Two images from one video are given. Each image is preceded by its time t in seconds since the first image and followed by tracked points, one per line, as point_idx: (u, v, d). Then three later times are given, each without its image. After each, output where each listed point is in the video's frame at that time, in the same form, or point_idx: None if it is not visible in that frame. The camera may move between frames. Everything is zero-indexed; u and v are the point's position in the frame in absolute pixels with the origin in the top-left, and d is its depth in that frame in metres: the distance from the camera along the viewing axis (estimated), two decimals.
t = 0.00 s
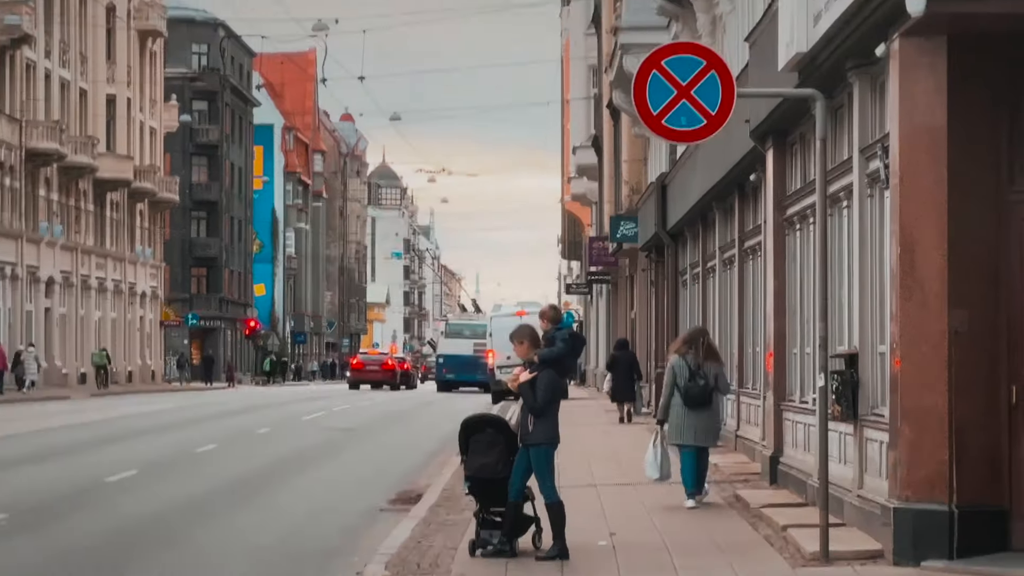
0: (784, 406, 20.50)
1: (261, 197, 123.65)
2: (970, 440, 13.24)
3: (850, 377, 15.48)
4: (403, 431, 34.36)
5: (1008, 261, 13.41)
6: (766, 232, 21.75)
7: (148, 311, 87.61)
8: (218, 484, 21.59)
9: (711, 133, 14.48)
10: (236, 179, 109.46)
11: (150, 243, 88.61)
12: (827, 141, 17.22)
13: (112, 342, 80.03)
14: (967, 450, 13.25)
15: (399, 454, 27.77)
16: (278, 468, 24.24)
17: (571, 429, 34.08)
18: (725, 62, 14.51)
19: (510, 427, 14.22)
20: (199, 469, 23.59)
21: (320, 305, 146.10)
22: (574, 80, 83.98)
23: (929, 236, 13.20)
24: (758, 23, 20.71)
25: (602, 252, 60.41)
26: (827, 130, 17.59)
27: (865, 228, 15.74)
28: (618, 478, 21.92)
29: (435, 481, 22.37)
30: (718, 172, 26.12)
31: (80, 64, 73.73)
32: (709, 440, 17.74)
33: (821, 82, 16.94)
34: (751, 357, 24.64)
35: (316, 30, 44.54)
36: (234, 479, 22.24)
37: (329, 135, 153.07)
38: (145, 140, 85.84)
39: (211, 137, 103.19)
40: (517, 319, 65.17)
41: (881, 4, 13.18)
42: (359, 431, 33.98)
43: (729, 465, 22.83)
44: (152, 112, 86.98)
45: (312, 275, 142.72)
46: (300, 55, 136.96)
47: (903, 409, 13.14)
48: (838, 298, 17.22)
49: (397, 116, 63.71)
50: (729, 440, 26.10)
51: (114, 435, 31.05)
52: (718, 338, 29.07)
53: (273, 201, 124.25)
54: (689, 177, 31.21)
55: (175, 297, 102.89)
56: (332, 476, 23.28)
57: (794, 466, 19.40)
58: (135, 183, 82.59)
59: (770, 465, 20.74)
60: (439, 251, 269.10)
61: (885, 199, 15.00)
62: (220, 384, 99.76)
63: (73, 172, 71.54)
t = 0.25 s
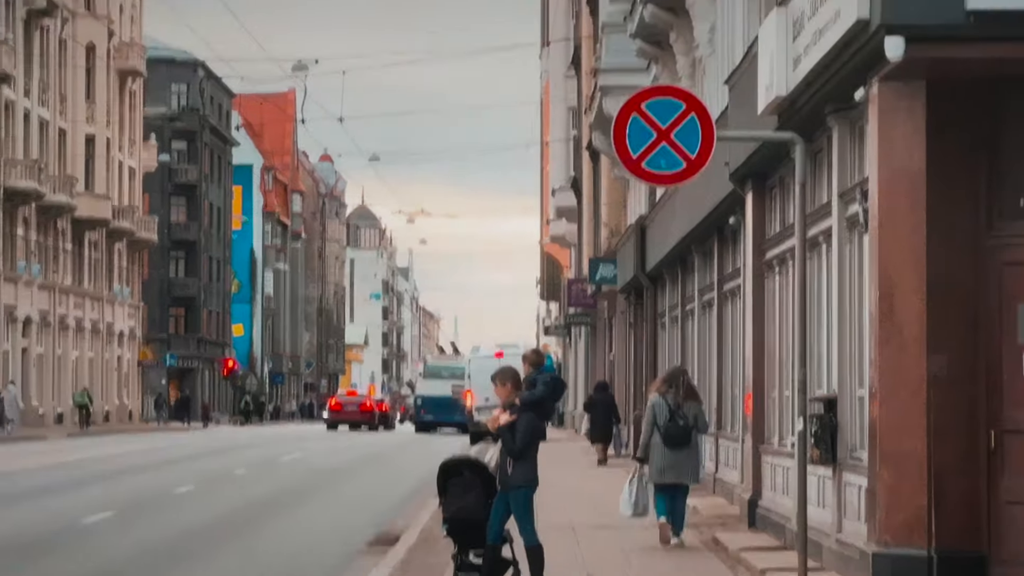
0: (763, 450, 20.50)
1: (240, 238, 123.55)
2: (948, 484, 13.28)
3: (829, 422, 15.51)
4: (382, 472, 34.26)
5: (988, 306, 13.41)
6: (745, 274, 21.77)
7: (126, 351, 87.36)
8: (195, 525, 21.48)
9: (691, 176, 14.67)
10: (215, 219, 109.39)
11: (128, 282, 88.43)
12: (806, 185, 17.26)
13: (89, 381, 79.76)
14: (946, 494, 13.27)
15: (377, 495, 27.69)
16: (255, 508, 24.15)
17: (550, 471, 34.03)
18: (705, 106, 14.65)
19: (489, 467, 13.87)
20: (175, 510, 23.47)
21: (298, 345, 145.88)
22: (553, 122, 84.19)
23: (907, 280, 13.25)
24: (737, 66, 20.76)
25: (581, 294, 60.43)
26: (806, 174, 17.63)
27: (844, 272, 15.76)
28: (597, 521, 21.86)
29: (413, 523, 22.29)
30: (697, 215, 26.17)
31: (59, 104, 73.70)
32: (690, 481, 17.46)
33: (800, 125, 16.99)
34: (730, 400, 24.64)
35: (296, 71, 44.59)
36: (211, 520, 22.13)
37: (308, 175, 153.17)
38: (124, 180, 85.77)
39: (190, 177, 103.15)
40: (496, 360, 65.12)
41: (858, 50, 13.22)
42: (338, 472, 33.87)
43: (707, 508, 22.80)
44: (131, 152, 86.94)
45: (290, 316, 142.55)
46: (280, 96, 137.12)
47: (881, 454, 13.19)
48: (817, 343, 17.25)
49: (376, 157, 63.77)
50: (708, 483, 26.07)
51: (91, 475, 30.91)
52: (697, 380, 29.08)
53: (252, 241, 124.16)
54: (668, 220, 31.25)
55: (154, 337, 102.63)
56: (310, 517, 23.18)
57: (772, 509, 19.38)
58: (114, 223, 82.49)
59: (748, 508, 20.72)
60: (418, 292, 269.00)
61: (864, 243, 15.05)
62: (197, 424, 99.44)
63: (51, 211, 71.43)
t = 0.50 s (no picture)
0: (733, 494, 20.49)
1: (212, 278, 123.30)
2: (918, 531, 13.50)
3: (800, 467, 15.54)
4: (352, 515, 34.12)
5: (958, 352, 13.52)
6: (716, 319, 21.81)
7: (96, 392, 86.93)
8: (163, 568, 21.32)
9: (664, 222, 14.82)
10: (187, 260, 109.16)
11: (99, 323, 88.08)
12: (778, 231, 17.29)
13: (59, 422, 79.34)
14: (916, 541, 13.50)
15: (348, 538, 27.55)
16: (225, 551, 23.99)
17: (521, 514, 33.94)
18: (678, 152, 14.81)
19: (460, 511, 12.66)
20: (144, 552, 23.31)
21: (270, 387, 145.47)
22: (526, 165, 84.35)
23: (878, 327, 13.17)
24: (710, 112, 20.84)
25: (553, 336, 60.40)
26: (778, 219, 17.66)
27: (815, 318, 15.80)
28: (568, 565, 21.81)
29: (383, 567, 22.18)
30: (669, 259, 26.20)
31: (31, 144, 73.51)
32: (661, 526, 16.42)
33: (772, 171, 17.03)
34: (701, 444, 24.65)
35: (269, 113, 44.57)
36: (179, 563, 21.98)
37: (281, 217, 153.05)
38: (96, 220, 85.53)
39: (162, 217, 102.95)
40: (468, 403, 65.01)
41: (830, 96, 13.25)
42: (308, 514, 33.73)
43: (678, 552, 22.76)
44: (103, 192, 86.74)
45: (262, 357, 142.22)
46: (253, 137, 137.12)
47: (851, 500, 13.08)
48: (788, 388, 17.28)
49: (349, 199, 63.68)
50: (678, 527, 26.06)
51: (59, 517, 30.69)
52: (668, 424, 29.07)
53: (224, 282, 123.90)
54: (640, 263, 31.32)
55: (124, 377, 102.13)
56: (279, 560, 23.04)
57: (743, 554, 19.37)
58: (85, 263, 82.22)
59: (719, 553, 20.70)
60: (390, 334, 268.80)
61: (836, 289, 15.08)
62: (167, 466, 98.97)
63: (22, 252, 71.19)
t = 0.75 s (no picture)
0: (690, 529, 20.48)
1: (170, 309, 122.75)
2: (873, 568, 13.61)
3: (757, 502, 15.60)
4: (308, 547, 33.95)
5: (914, 389, 13.58)
6: (675, 354, 21.80)
7: (52, 423, 86.33)
8: None
9: (622, 256, 15.18)
10: (145, 291, 108.68)
11: (55, 354, 87.53)
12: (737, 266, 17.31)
13: (14, 453, 78.75)
14: None
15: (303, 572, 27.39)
16: None
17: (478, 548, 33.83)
18: (637, 187, 15.19)
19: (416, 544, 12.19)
20: None
21: (228, 418, 144.82)
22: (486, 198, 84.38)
23: (835, 364, 13.21)
24: (670, 147, 20.87)
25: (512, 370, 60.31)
26: (737, 255, 17.68)
27: (773, 353, 15.80)
28: None
29: None
30: (628, 293, 26.19)
31: None
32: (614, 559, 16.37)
33: (731, 206, 17.04)
34: (659, 479, 24.64)
35: (229, 144, 44.44)
36: None
37: (240, 248, 152.62)
38: (53, 250, 85.07)
39: (120, 248, 102.49)
40: (426, 436, 64.81)
41: (790, 132, 13.25)
42: (263, 547, 33.53)
43: None
44: (60, 222, 86.32)
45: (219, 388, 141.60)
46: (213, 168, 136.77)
47: (808, 537, 13.13)
48: (746, 424, 17.29)
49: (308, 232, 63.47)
50: (636, 561, 26.02)
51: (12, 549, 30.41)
52: (626, 459, 29.04)
53: (182, 313, 123.38)
54: (599, 298, 31.33)
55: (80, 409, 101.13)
56: None
57: None
58: (42, 293, 81.74)
59: None
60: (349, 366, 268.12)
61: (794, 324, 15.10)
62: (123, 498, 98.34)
63: None
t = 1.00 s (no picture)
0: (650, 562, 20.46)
1: (130, 338, 122.27)
2: None
3: (717, 536, 15.57)
4: None
5: (875, 423, 13.65)
6: (636, 386, 21.81)
7: (10, 452, 85.79)
8: None
9: (583, 288, 15.36)
10: (105, 319, 108.19)
11: (14, 382, 87.05)
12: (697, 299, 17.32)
13: None
14: None
15: None
16: None
17: None
18: (598, 220, 15.36)
19: None
20: None
21: (188, 448, 144.15)
22: (448, 228, 84.43)
23: (796, 396, 13.23)
24: (632, 179, 20.87)
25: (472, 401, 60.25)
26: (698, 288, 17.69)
27: (734, 386, 15.82)
28: None
29: None
30: (589, 325, 26.20)
31: None
32: None
33: (692, 239, 17.07)
34: (619, 511, 24.60)
35: (191, 174, 44.32)
36: None
37: (201, 276, 152.18)
38: (12, 278, 84.66)
39: (81, 277, 102.05)
40: (386, 466, 64.65)
41: (754, 165, 13.23)
42: None
43: None
44: (20, 250, 85.91)
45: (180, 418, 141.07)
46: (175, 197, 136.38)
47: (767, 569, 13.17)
48: (706, 457, 17.29)
49: (269, 260, 63.26)
50: None
51: None
52: (586, 491, 29.00)
53: (142, 342, 122.87)
54: (561, 329, 31.28)
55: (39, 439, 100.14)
56: None
57: None
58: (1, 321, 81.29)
59: None
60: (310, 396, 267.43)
61: (755, 357, 15.13)
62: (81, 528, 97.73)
63: None
